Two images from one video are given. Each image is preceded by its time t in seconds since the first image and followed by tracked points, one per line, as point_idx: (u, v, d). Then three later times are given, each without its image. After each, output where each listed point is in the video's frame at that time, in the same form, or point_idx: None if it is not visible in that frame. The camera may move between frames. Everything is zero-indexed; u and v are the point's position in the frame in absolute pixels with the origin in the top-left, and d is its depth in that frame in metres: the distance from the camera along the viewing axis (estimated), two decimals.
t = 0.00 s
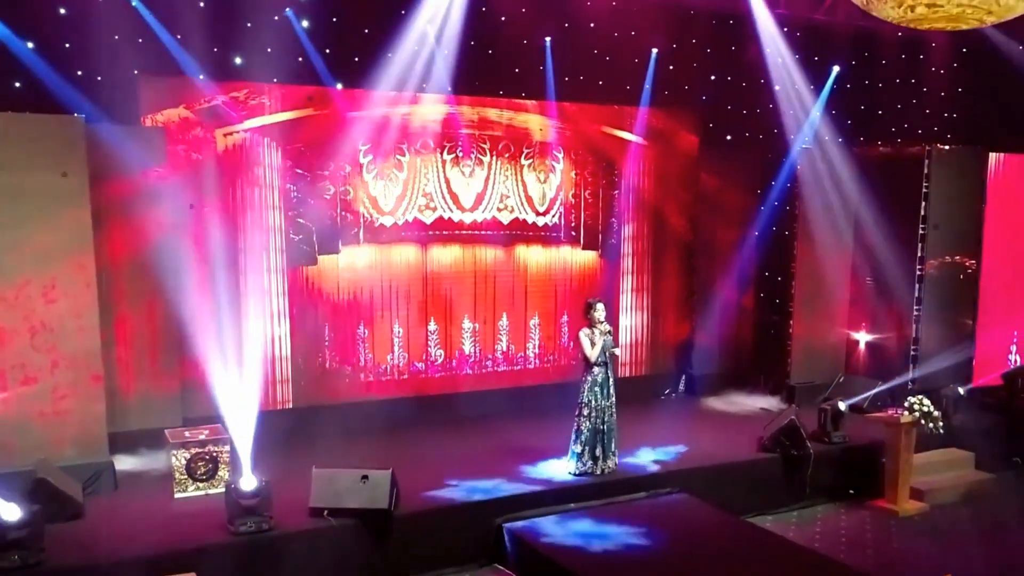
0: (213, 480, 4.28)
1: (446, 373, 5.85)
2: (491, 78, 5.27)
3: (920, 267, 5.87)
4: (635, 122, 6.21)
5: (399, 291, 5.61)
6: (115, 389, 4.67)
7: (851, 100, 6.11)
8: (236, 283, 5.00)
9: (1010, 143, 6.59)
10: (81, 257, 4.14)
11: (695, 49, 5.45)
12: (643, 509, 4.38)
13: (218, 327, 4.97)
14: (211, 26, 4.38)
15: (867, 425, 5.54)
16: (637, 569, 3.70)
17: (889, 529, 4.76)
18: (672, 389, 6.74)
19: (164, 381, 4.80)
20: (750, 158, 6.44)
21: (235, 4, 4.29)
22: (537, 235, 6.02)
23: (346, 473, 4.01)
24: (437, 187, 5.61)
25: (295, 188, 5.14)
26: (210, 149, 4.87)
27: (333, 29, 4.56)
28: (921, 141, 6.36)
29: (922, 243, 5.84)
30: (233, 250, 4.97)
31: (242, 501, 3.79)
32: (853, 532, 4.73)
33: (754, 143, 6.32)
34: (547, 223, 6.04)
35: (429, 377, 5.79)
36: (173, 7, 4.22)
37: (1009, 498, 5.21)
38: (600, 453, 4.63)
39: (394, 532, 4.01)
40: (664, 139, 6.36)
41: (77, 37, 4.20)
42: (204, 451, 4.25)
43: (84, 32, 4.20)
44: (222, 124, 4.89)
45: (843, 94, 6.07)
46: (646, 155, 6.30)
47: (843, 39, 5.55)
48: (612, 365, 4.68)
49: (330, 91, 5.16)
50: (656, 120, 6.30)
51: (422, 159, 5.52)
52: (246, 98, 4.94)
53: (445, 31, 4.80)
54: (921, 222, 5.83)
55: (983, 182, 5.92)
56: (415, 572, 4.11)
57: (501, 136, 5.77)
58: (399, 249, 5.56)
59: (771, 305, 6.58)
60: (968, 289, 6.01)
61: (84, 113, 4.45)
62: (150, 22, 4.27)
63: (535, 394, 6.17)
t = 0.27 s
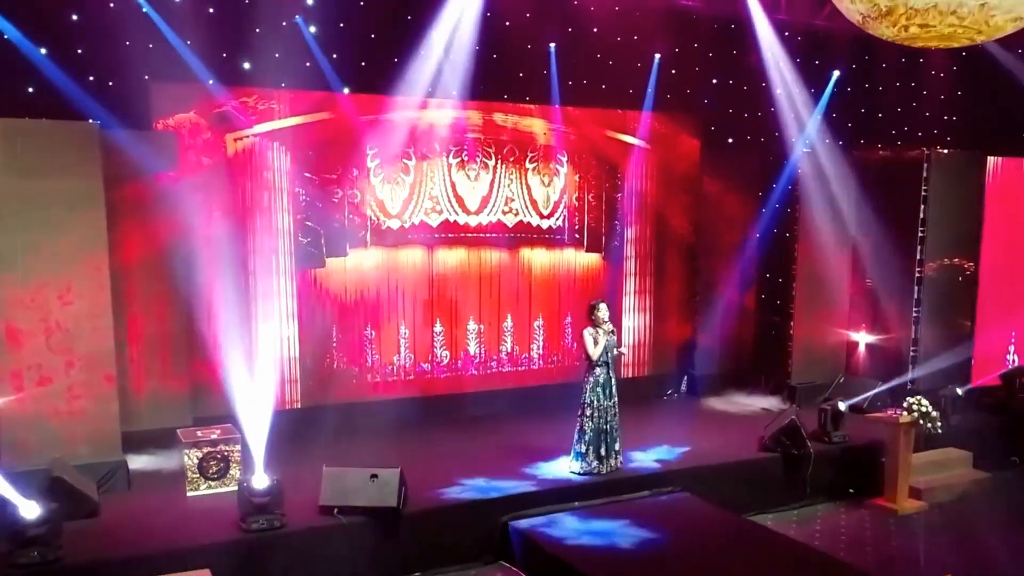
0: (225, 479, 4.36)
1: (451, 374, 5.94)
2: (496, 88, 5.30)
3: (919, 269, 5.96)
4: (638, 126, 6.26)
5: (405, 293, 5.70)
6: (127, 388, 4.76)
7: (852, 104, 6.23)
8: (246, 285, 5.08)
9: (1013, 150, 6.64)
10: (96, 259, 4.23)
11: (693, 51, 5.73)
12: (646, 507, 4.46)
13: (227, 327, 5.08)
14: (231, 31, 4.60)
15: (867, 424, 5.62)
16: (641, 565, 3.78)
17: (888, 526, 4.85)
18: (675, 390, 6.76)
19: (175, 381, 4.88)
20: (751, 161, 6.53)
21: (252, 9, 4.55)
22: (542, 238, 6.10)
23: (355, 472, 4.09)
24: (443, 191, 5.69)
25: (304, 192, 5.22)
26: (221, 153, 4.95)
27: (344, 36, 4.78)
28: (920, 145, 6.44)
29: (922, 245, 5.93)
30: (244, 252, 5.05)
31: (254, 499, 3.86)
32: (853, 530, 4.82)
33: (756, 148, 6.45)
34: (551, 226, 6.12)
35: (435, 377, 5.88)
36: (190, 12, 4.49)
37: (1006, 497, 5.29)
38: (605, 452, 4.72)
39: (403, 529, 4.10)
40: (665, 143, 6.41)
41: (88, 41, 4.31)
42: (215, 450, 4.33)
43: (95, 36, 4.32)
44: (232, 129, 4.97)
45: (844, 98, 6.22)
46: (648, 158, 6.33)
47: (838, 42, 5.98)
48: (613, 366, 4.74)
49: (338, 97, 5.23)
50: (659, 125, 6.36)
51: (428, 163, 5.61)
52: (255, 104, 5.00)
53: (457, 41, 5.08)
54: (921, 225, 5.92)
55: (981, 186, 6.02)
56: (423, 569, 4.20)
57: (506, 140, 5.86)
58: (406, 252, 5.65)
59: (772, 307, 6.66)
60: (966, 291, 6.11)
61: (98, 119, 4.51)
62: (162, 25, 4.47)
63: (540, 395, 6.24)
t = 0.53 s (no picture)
0: (235, 478, 4.43)
1: (455, 374, 6.01)
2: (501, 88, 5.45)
3: (918, 271, 6.03)
4: (640, 130, 6.34)
5: (411, 295, 5.77)
6: (137, 390, 4.81)
7: (851, 107, 6.34)
8: (253, 287, 5.16)
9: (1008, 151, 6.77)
10: (107, 261, 4.30)
11: (695, 55, 5.78)
12: (648, 506, 4.53)
13: (235, 329, 5.15)
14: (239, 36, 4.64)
15: (867, 425, 5.69)
16: (644, 563, 3.85)
17: (887, 525, 4.91)
18: (676, 390, 6.83)
19: (184, 382, 4.94)
20: (753, 164, 6.58)
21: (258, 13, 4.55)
22: (545, 240, 6.17)
23: (362, 472, 4.15)
24: (448, 194, 5.77)
25: (311, 195, 5.29)
26: (229, 158, 5.02)
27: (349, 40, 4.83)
28: (920, 147, 6.57)
29: (921, 247, 6.00)
30: (252, 255, 5.12)
31: (264, 498, 3.94)
32: (852, 528, 4.89)
33: (757, 150, 6.51)
34: (554, 228, 6.18)
35: (440, 378, 5.95)
36: (200, 18, 4.50)
37: (1004, 496, 5.36)
38: (605, 452, 4.79)
39: (409, 527, 4.17)
40: (666, 147, 6.48)
41: (97, 47, 4.37)
42: (225, 450, 4.41)
43: (104, 42, 4.37)
44: (240, 133, 5.04)
45: (844, 100, 6.32)
46: (651, 161, 6.42)
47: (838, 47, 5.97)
48: (613, 368, 4.82)
49: (345, 101, 5.31)
50: (660, 128, 6.45)
51: (433, 166, 5.68)
52: (264, 109, 5.10)
53: (464, 53, 5.23)
54: (919, 227, 5.99)
55: (979, 189, 6.09)
56: (429, 566, 4.27)
57: (510, 144, 5.93)
58: (411, 254, 5.73)
59: (773, 308, 6.72)
60: (964, 292, 6.19)
61: (110, 123, 4.60)
62: (171, 30, 4.49)
63: (543, 395, 6.31)
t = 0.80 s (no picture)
0: (244, 477, 4.51)
1: (460, 375, 6.09)
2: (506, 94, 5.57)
3: (917, 273, 6.10)
4: (642, 133, 6.43)
5: (416, 296, 5.86)
6: (147, 390, 4.89)
7: (851, 109, 6.54)
8: (261, 289, 5.25)
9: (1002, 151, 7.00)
10: (120, 263, 4.39)
11: (697, 59, 5.95)
12: (650, 504, 4.61)
13: (243, 329, 5.24)
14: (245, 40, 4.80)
15: (865, 425, 5.77)
16: (645, 560, 3.94)
17: (885, 523, 4.99)
18: (678, 390, 6.93)
19: (194, 383, 5.02)
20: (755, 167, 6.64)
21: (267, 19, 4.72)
22: (548, 242, 6.26)
23: (370, 470, 4.24)
24: (453, 197, 5.85)
25: (318, 198, 5.38)
26: (237, 162, 5.11)
27: (356, 45, 4.98)
28: (920, 150, 6.79)
29: (919, 249, 6.08)
30: (260, 257, 5.22)
31: (274, 495, 4.04)
32: (850, 526, 4.97)
33: (757, 152, 6.59)
34: (558, 231, 6.26)
35: (444, 378, 6.03)
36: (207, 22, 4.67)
37: (1001, 495, 5.44)
38: (602, 451, 4.86)
39: (416, 524, 4.26)
40: (667, 150, 6.57)
41: (106, 52, 4.53)
42: (235, 449, 4.50)
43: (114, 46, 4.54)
44: (248, 137, 5.14)
45: (844, 103, 6.52)
46: (652, 164, 6.52)
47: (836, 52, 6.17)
48: (612, 369, 4.91)
49: (351, 106, 5.39)
50: (662, 132, 6.53)
51: (439, 170, 5.77)
52: (272, 113, 5.18)
53: (471, 61, 5.38)
54: (917, 230, 6.07)
55: (976, 192, 6.17)
56: (435, 563, 4.35)
57: (514, 148, 6.01)
58: (417, 256, 5.81)
59: (773, 309, 6.80)
60: (961, 294, 6.26)
61: (122, 129, 4.70)
62: (180, 35, 4.66)
63: (546, 396, 6.40)
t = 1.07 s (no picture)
0: (253, 474, 4.60)
1: (464, 375, 6.17)
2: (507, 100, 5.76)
3: (914, 275, 6.19)
4: (643, 136, 6.49)
5: (420, 297, 5.94)
6: (157, 389, 4.98)
7: (849, 111, 6.76)
8: (268, 290, 5.33)
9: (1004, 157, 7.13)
10: (131, 265, 4.47)
11: (698, 62, 6.18)
12: (651, 502, 4.70)
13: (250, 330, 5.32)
14: (253, 44, 4.92)
15: (863, 423, 5.86)
16: (648, 556, 4.02)
17: (882, 520, 5.08)
18: (679, 390, 7.02)
19: (203, 382, 5.10)
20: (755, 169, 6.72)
21: (273, 24, 4.87)
22: (550, 244, 6.34)
23: (377, 467, 4.32)
24: (457, 199, 5.94)
25: (325, 201, 5.45)
26: (245, 165, 5.18)
27: (362, 48, 5.14)
28: (919, 152, 6.97)
29: (917, 251, 6.17)
30: (267, 259, 5.30)
31: (283, 492, 4.12)
32: (848, 523, 5.05)
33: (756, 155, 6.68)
34: (560, 232, 6.35)
35: (448, 378, 6.12)
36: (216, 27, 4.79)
37: (997, 492, 5.52)
38: (597, 451, 4.94)
39: (422, 520, 4.35)
40: (669, 153, 6.63)
41: (115, 55, 4.63)
42: (243, 447, 4.57)
43: (124, 50, 4.64)
44: (256, 141, 5.20)
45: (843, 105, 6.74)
46: (654, 167, 6.58)
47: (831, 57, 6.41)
48: (610, 369, 4.99)
49: (356, 110, 5.43)
50: (664, 136, 6.58)
51: (443, 173, 5.85)
52: (279, 117, 5.23)
53: (479, 72, 5.57)
54: (914, 233, 6.16)
55: (973, 194, 6.25)
56: (440, 559, 4.44)
57: (517, 150, 6.09)
58: (421, 257, 5.90)
59: (773, 310, 6.88)
60: (956, 295, 6.34)
61: (133, 132, 4.80)
62: (188, 39, 4.77)
63: (548, 395, 6.48)
